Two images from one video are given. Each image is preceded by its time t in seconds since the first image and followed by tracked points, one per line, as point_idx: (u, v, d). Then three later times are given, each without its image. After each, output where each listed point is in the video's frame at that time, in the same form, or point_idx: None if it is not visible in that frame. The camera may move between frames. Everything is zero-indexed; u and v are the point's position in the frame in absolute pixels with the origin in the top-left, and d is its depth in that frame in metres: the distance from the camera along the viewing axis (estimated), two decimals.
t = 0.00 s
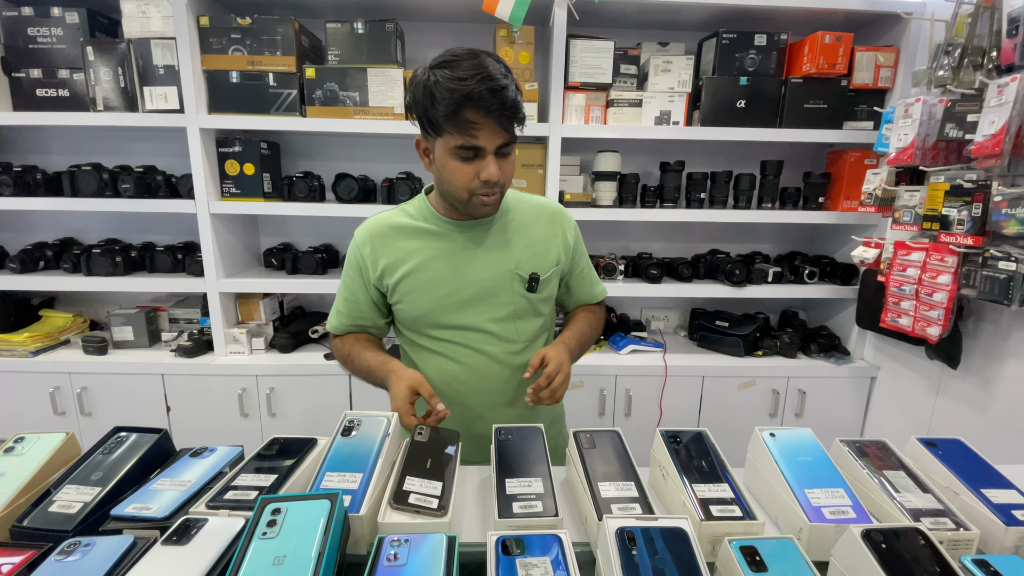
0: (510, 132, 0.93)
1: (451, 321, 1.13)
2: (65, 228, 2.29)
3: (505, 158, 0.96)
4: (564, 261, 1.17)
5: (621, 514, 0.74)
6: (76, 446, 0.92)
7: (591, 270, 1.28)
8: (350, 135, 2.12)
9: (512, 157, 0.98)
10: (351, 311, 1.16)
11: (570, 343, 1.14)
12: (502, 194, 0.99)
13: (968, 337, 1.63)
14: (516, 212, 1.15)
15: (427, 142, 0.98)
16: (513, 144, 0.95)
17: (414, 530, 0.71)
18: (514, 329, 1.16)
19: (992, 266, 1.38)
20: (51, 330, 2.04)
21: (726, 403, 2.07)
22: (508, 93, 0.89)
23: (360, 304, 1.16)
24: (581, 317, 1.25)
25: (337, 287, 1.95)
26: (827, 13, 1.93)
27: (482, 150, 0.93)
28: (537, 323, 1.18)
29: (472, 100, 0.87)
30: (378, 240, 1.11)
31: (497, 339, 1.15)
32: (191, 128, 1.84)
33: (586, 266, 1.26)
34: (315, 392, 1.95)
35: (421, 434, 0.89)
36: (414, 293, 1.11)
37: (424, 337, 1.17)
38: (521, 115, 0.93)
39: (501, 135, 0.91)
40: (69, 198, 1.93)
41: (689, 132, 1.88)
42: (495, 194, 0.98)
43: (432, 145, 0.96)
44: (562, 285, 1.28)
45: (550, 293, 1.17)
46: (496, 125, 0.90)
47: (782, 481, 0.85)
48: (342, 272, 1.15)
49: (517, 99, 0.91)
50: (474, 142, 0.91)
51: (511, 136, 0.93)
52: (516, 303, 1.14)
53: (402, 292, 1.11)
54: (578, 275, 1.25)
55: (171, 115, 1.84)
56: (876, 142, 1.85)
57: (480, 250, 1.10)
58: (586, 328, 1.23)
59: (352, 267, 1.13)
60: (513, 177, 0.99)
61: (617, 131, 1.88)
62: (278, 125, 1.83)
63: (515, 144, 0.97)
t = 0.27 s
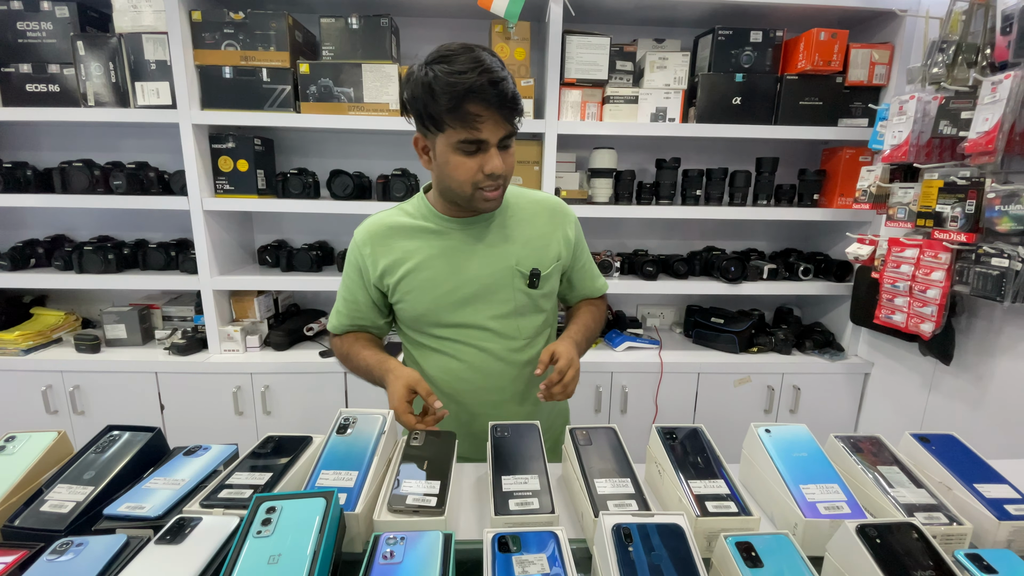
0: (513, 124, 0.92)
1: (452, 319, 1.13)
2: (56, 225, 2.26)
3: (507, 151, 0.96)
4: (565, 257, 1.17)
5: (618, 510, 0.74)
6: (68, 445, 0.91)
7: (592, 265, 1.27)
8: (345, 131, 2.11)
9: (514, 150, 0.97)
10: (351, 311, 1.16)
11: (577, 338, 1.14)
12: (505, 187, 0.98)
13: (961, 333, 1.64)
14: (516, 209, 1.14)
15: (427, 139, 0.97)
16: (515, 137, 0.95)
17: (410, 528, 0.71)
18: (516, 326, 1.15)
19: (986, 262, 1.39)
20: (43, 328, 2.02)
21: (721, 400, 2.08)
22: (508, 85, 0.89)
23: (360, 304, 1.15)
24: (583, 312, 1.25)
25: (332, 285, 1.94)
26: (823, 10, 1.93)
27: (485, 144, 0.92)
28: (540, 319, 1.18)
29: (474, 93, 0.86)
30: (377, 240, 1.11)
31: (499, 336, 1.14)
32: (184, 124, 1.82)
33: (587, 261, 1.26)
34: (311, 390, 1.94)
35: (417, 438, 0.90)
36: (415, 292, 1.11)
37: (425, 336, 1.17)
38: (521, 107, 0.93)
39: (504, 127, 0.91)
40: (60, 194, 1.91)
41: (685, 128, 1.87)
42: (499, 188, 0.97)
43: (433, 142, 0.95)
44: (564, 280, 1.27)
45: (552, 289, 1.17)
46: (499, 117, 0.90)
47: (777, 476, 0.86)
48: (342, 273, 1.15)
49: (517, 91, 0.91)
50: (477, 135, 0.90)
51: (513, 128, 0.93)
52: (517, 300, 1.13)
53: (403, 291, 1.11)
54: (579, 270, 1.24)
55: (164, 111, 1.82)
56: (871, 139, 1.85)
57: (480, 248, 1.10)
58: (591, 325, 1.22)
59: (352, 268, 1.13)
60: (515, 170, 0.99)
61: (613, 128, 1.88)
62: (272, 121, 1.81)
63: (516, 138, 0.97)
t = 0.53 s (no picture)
0: (548, 117, 0.93)
1: (470, 315, 1.12)
2: (40, 222, 2.22)
3: (540, 144, 0.96)
4: (589, 260, 1.15)
5: (610, 506, 0.74)
6: (53, 445, 0.90)
7: (617, 271, 1.25)
8: (334, 126, 2.09)
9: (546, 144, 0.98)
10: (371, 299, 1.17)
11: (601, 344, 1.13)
12: (537, 182, 0.98)
13: (948, 328, 1.66)
14: (541, 208, 1.13)
15: (461, 132, 0.96)
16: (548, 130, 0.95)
17: (401, 526, 0.71)
18: (534, 327, 1.14)
19: (974, 257, 1.40)
20: (28, 327, 1.99)
21: (713, 395, 2.09)
22: (545, 77, 0.90)
23: (380, 293, 1.17)
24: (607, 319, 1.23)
25: (322, 282, 1.93)
26: (814, 6, 1.93)
27: (521, 136, 0.92)
28: (559, 321, 1.16)
29: (514, 83, 0.87)
30: (400, 232, 1.12)
31: (516, 335, 1.13)
32: (170, 118, 1.79)
33: (611, 266, 1.23)
34: (302, 388, 1.93)
35: (406, 437, 0.90)
36: (434, 285, 1.10)
37: (442, 331, 1.17)
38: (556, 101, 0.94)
39: (540, 118, 0.92)
40: (44, 190, 1.87)
41: (677, 124, 1.88)
42: (531, 181, 0.97)
43: (467, 134, 0.95)
44: (587, 284, 1.25)
45: (573, 292, 1.15)
46: (536, 109, 0.91)
47: (768, 470, 0.86)
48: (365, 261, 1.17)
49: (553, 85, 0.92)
50: (514, 126, 0.90)
51: (548, 121, 0.94)
52: (537, 300, 1.12)
53: (423, 284, 1.11)
54: (604, 275, 1.22)
55: (149, 105, 1.79)
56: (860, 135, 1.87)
57: (501, 245, 1.09)
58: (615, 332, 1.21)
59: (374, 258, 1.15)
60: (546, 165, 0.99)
61: (605, 123, 1.87)
62: (260, 116, 1.79)
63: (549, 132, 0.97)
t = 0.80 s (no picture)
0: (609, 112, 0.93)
1: (508, 310, 1.09)
2: (16, 218, 2.16)
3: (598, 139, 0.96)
4: (630, 260, 1.14)
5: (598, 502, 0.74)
6: (28, 447, 0.87)
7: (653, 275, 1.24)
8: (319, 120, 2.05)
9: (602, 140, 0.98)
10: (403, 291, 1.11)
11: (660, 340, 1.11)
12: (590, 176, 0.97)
13: (931, 321, 1.69)
14: (585, 206, 1.13)
15: (518, 119, 0.95)
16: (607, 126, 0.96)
17: (388, 525, 0.70)
18: (573, 325, 1.12)
19: (956, 252, 1.42)
20: (4, 326, 1.94)
21: (701, 389, 2.11)
22: (612, 72, 0.91)
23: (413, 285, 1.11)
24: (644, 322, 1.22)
25: (308, 278, 1.90)
26: (800, 2, 1.94)
27: (582, 127, 0.91)
28: (597, 321, 1.14)
29: (584, 73, 0.87)
30: (441, 221, 1.09)
31: (554, 332, 1.11)
32: (150, 112, 1.74)
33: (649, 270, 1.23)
34: (288, 386, 1.90)
35: (394, 436, 0.89)
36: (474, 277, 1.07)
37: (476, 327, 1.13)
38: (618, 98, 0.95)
39: (603, 112, 0.92)
40: (19, 185, 1.82)
41: (665, 120, 1.88)
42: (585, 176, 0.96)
43: (526, 121, 0.93)
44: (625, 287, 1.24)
45: (613, 291, 1.14)
46: (600, 102, 0.91)
47: (756, 464, 0.87)
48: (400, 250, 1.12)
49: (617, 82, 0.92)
50: (579, 116, 0.90)
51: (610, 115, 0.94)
52: (577, 297, 1.10)
53: (462, 275, 1.08)
54: (642, 277, 1.21)
55: (129, 98, 1.74)
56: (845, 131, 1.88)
57: (545, 239, 1.08)
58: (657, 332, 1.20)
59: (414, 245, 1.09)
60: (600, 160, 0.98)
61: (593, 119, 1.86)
62: (243, 109, 1.75)
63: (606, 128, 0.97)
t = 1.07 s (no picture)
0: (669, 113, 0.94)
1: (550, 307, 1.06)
2: None
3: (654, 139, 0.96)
4: (664, 267, 1.16)
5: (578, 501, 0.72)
6: None
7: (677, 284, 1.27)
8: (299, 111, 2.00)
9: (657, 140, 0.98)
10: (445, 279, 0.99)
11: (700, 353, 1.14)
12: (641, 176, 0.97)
13: (913, 314, 1.71)
14: (626, 209, 1.13)
15: (578, 110, 0.93)
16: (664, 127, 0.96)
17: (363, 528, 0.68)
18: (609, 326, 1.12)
19: (939, 245, 1.42)
20: None
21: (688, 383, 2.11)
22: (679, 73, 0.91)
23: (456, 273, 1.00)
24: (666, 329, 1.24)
25: (289, 273, 1.86)
26: None
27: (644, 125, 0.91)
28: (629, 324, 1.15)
29: (654, 69, 0.87)
30: (489, 207, 1.03)
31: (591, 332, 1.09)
32: (122, 102, 1.69)
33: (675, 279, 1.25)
34: (270, 383, 1.86)
35: (371, 434, 0.87)
36: (519, 270, 1.04)
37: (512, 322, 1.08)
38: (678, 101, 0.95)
39: (664, 112, 0.92)
40: None
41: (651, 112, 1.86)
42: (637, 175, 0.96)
43: (586, 113, 0.91)
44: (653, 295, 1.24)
45: (647, 296, 1.15)
46: (664, 102, 0.91)
47: (739, 460, 0.86)
48: (440, 232, 1.02)
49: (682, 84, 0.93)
50: (643, 113, 0.89)
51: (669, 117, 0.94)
52: (615, 299, 1.10)
53: (507, 267, 1.03)
54: (671, 286, 1.23)
55: (100, 88, 1.68)
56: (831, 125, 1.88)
57: (591, 238, 1.07)
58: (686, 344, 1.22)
59: (460, 232, 1.00)
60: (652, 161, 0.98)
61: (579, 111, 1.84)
62: (219, 100, 1.70)
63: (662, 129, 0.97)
